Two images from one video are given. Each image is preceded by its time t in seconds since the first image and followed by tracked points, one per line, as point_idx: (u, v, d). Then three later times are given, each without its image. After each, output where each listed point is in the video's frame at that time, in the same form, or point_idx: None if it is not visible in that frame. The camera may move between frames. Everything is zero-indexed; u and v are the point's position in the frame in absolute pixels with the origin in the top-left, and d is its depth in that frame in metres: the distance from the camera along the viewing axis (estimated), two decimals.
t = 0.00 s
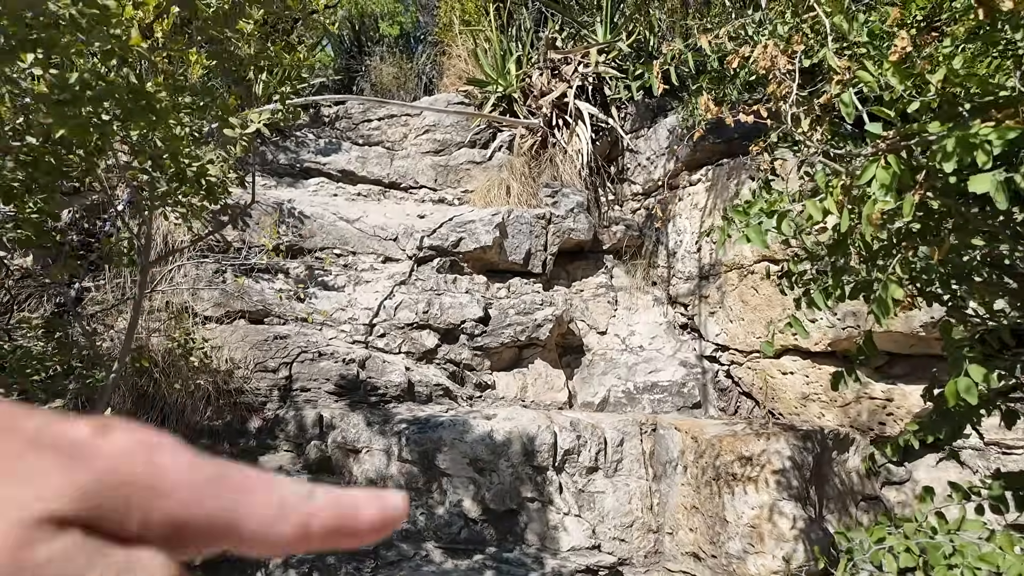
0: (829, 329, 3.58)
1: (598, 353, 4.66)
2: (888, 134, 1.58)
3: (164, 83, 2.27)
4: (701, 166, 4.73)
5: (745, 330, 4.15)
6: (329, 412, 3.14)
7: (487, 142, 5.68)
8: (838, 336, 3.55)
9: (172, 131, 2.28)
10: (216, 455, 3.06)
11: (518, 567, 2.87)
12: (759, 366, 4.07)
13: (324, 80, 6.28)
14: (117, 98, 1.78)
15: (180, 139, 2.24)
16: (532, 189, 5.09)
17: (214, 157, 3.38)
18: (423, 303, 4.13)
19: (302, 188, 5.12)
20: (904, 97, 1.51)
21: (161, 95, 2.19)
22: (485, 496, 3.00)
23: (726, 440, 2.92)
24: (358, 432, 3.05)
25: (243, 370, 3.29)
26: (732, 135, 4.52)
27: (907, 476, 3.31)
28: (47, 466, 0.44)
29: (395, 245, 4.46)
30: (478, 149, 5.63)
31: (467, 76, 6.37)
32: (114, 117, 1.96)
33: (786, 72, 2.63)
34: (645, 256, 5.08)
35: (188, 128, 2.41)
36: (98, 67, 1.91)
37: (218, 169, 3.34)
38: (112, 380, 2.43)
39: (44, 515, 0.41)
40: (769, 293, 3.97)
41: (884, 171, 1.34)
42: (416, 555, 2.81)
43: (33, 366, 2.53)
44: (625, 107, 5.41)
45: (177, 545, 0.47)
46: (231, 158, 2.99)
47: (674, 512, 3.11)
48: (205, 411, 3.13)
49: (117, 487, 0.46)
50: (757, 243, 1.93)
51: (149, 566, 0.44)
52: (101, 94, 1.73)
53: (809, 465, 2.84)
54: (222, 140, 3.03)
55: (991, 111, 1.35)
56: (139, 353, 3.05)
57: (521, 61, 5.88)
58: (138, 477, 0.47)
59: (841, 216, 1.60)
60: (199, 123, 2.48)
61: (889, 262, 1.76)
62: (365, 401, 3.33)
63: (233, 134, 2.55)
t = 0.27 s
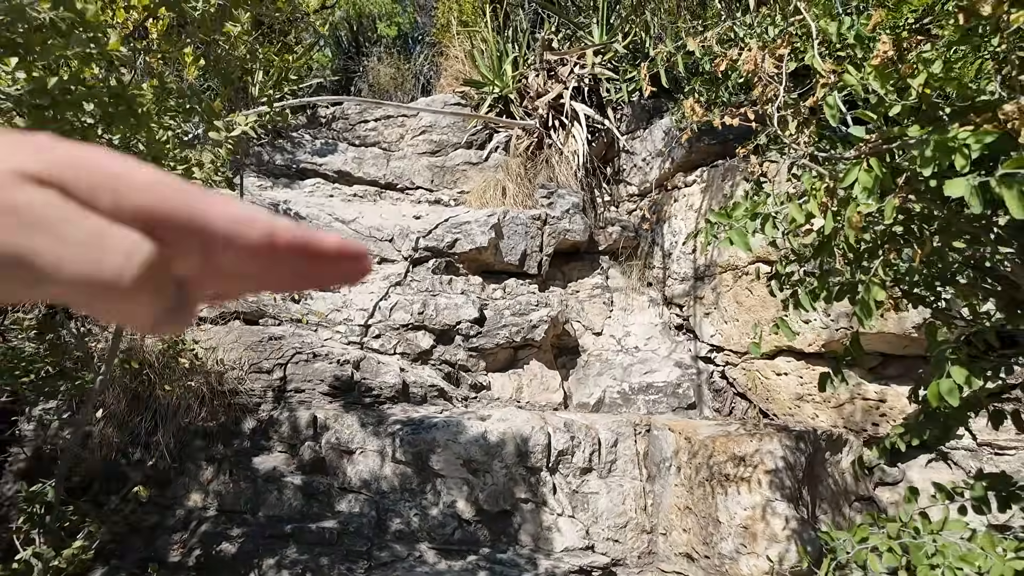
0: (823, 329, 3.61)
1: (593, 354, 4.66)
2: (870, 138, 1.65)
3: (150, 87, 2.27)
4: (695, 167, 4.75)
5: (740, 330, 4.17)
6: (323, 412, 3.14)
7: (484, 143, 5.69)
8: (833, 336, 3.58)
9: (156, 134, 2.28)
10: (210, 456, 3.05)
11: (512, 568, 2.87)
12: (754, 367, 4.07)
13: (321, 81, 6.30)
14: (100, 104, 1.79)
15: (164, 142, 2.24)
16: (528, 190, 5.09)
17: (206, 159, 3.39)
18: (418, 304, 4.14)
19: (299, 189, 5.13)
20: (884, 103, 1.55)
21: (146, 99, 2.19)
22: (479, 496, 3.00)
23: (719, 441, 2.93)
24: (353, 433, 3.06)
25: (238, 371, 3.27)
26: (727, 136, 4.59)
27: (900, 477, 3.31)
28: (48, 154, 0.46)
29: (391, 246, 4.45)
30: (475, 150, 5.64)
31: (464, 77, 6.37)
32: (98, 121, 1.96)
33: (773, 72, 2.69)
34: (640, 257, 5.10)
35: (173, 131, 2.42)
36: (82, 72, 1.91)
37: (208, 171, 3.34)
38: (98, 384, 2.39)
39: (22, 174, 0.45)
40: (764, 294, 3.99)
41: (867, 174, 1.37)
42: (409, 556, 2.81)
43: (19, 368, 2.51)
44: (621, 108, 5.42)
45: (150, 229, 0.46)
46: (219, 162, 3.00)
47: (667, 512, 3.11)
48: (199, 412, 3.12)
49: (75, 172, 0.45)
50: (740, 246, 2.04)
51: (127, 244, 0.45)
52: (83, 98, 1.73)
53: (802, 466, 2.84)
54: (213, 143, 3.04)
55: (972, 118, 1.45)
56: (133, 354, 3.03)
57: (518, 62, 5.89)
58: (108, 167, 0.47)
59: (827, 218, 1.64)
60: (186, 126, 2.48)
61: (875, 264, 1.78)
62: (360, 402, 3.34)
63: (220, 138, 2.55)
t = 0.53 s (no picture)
0: (819, 329, 3.60)
1: (590, 355, 4.66)
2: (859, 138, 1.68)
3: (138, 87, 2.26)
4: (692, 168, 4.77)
5: (735, 331, 4.17)
6: (317, 413, 3.13)
7: (481, 143, 5.70)
8: (828, 337, 3.57)
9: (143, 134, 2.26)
10: (205, 456, 3.04)
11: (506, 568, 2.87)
12: (750, 368, 4.06)
13: (319, 81, 6.30)
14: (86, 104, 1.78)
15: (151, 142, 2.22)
16: (525, 190, 5.09)
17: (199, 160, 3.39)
18: (414, 304, 4.14)
19: (295, 189, 5.13)
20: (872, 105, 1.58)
21: (133, 100, 2.18)
22: (473, 497, 3.00)
23: (714, 441, 2.94)
24: (347, 434, 3.05)
25: (233, 371, 3.27)
26: (723, 138, 4.65)
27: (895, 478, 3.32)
28: None
29: (387, 246, 4.49)
30: (472, 151, 5.65)
31: (461, 78, 6.37)
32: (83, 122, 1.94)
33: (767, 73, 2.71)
34: (636, 258, 5.12)
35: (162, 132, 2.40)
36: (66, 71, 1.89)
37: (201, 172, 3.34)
38: (85, 387, 2.36)
39: None
40: (759, 294, 4.00)
41: (854, 174, 1.39)
42: (404, 557, 2.83)
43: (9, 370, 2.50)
44: (617, 109, 5.42)
45: None
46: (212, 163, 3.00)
47: (662, 512, 3.12)
48: (194, 412, 3.11)
49: None
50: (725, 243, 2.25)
51: None
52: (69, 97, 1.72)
53: (796, 466, 2.85)
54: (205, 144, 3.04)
55: (957, 118, 1.45)
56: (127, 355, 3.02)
57: (515, 63, 5.90)
58: None
59: (816, 219, 1.66)
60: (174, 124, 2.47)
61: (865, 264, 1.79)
62: (355, 402, 3.34)
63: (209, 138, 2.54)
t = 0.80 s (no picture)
0: (815, 329, 3.60)
1: (586, 354, 4.66)
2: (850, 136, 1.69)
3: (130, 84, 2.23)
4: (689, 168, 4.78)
5: (732, 331, 4.18)
6: (313, 412, 3.12)
7: (478, 143, 5.71)
8: (823, 337, 3.57)
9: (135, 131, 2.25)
10: (201, 455, 3.02)
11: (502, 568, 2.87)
12: (746, 368, 4.07)
13: (316, 81, 6.30)
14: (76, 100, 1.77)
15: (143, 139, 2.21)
16: (522, 190, 5.10)
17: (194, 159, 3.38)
18: (411, 304, 4.14)
19: (292, 189, 5.13)
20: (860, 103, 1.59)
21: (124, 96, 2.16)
22: (469, 496, 3.00)
23: (709, 441, 2.94)
24: (343, 433, 3.05)
25: (228, 370, 3.26)
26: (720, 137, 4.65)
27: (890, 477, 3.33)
28: None
29: (384, 246, 4.50)
30: (469, 151, 5.66)
31: (458, 78, 6.36)
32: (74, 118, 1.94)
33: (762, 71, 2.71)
34: (633, 258, 5.14)
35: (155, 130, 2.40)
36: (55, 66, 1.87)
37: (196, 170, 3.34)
38: (78, 383, 2.34)
39: None
40: (755, 294, 4.00)
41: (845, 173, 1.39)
42: (399, 556, 2.82)
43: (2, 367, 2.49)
44: (614, 108, 5.43)
45: None
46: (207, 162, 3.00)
47: (658, 512, 3.13)
48: (190, 412, 3.10)
49: None
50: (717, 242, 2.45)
51: None
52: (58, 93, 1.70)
53: (792, 465, 2.85)
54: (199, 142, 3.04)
55: (947, 116, 1.45)
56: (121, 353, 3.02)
57: (512, 63, 5.91)
58: None
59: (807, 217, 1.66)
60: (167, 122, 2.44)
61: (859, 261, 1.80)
62: (350, 402, 3.34)
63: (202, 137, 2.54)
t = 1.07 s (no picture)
0: (812, 330, 3.60)
1: (585, 355, 4.66)
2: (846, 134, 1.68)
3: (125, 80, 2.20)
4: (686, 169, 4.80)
5: (730, 332, 4.18)
6: (311, 412, 3.12)
7: (476, 144, 5.71)
8: (821, 338, 3.57)
9: (128, 130, 2.24)
10: (198, 455, 3.01)
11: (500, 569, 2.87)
12: (744, 368, 4.08)
13: (315, 81, 6.32)
14: (68, 96, 1.75)
15: (137, 138, 2.21)
16: (520, 191, 5.09)
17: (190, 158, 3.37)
18: (409, 304, 4.14)
19: (290, 189, 5.12)
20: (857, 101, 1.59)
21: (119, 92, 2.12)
22: (467, 496, 3.00)
23: (707, 441, 2.94)
24: (341, 433, 3.05)
25: (226, 370, 3.26)
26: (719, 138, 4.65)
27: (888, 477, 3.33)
28: None
29: (382, 246, 4.50)
30: (467, 151, 5.66)
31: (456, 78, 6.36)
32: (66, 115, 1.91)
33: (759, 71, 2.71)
34: (632, 258, 5.14)
35: (148, 128, 2.39)
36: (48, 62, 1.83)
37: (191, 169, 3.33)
38: (74, 379, 2.34)
39: None
40: (753, 295, 4.00)
41: (842, 171, 1.39)
42: (397, 557, 2.82)
43: None
44: (613, 109, 5.44)
45: None
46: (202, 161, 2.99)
47: (656, 512, 3.13)
48: (187, 412, 3.09)
49: None
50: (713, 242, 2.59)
51: None
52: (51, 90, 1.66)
53: (790, 466, 2.85)
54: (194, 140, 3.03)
55: (944, 114, 1.43)
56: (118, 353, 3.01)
57: (511, 63, 5.92)
58: None
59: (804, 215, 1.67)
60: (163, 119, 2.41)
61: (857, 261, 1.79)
62: (348, 402, 3.33)
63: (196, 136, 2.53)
